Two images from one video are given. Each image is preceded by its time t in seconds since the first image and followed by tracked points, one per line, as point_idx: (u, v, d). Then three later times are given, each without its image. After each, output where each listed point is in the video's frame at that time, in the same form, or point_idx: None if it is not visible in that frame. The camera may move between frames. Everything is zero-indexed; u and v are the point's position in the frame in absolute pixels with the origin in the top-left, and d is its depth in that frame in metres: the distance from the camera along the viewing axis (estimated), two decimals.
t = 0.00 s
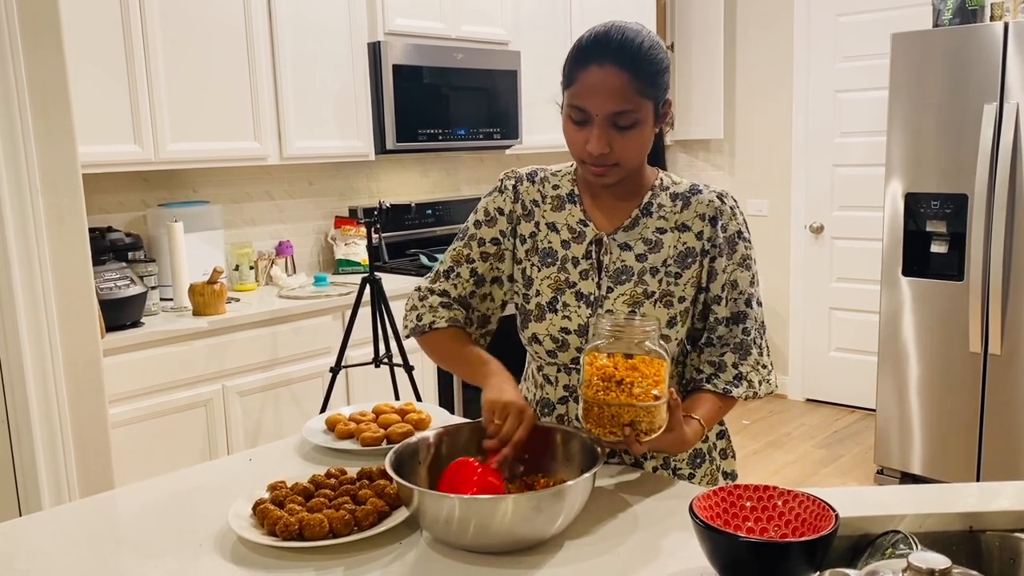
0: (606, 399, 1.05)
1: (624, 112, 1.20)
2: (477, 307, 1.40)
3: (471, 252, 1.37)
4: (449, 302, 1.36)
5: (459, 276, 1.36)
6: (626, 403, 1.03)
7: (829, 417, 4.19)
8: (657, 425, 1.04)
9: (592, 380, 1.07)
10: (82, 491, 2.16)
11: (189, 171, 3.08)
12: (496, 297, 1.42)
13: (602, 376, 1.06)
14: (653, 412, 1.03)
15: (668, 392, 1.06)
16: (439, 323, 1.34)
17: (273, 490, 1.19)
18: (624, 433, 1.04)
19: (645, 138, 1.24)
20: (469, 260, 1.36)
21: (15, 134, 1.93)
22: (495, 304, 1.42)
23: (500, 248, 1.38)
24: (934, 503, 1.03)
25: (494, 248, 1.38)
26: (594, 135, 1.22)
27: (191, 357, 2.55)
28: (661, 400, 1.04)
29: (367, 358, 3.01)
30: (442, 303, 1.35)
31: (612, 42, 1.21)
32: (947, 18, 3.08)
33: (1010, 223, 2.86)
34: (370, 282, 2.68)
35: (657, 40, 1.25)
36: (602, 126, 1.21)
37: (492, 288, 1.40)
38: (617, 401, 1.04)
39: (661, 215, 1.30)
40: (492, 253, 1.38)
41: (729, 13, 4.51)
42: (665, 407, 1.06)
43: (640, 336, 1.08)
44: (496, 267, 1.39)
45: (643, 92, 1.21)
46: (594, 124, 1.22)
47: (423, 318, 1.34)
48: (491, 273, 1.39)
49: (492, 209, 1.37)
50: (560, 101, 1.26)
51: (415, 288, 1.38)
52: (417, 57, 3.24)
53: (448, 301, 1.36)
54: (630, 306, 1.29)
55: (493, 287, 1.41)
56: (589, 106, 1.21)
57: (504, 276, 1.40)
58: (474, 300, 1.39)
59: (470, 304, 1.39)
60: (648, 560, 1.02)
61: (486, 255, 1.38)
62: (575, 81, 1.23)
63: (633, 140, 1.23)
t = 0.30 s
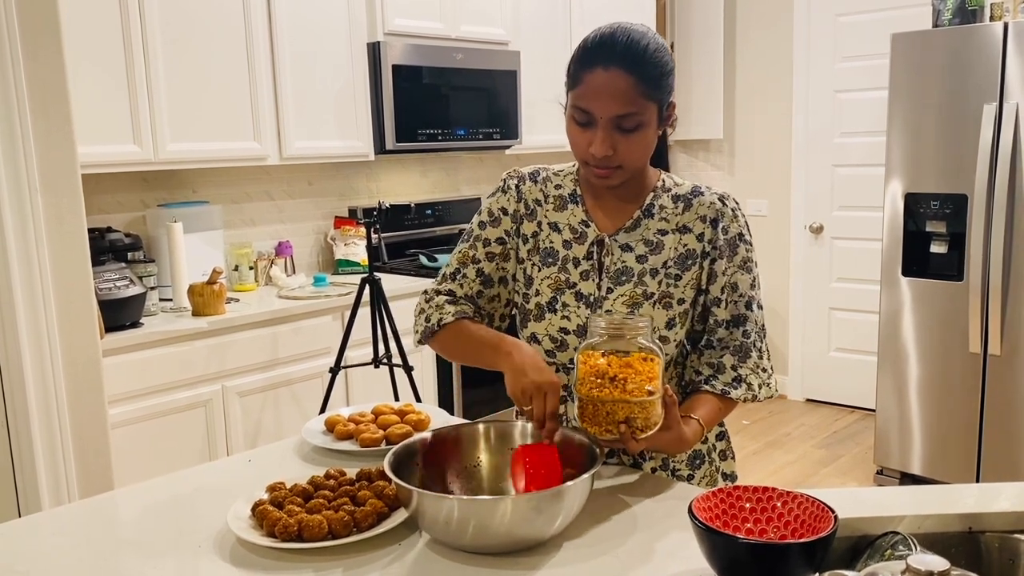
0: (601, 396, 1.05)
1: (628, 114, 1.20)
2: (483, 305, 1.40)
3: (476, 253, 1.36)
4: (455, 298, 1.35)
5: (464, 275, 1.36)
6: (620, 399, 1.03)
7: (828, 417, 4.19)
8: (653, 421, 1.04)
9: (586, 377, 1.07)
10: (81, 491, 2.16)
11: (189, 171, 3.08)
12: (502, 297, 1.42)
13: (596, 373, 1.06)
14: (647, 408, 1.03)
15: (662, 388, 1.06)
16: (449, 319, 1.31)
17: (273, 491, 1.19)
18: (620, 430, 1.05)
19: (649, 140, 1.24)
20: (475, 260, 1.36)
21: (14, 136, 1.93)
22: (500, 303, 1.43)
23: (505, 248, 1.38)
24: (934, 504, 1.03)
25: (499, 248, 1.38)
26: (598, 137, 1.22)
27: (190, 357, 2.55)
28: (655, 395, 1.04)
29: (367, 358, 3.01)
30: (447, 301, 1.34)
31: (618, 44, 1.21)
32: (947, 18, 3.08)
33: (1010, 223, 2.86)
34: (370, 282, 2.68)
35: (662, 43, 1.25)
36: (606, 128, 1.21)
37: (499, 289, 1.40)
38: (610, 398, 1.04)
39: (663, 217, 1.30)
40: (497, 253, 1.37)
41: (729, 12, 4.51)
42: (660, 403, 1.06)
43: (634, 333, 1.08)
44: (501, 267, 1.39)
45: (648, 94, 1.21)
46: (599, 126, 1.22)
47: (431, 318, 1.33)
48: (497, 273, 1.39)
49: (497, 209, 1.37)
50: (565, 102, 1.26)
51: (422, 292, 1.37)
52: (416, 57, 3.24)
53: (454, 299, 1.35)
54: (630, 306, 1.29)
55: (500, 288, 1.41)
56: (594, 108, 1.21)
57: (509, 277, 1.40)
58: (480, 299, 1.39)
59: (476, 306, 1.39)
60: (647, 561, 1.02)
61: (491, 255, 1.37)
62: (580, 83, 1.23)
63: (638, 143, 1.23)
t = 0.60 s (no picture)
0: (600, 394, 1.05)
1: (629, 113, 1.21)
2: (489, 317, 1.38)
3: (475, 266, 1.36)
4: (453, 316, 1.34)
5: (464, 289, 1.35)
6: (618, 396, 1.03)
7: (828, 417, 4.19)
8: (652, 417, 1.04)
9: (585, 377, 1.06)
10: (81, 491, 2.16)
11: (189, 171, 3.08)
12: (507, 306, 1.40)
13: (593, 372, 1.06)
14: (646, 402, 1.03)
15: (660, 383, 1.06)
16: (441, 340, 1.31)
17: (273, 491, 1.19)
18: (620, 428, 1.05)
19: (650, 139, 1.24)
20: (475, 274, 1.36)
21: (15, 137, 1.93)
22: (505, 313, 1.41)
23: (503, 257, 1.37)
24: (934, 504, 1.03)
25: (497, 258, 1.37)
26: (599, 135, 1.22)
27: (190, 357, 2.55)
28: (652, 390, 1.04)
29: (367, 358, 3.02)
30: (444, 320, 1.34)
31: (619, 43, 1.21)
32: (947, 18, 3.08)
33: (1010, 223, 2.86)
34: (370, 282, 2.68)
35: (661, 42, 1.25)
36: (607, 127, 1.21)
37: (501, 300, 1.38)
38: (609, 395, 1.04)
39: (662, 217, 1.31)
40: (495, 263, 1.37)
41: (729, 12, 4.51)
42: (659, 398, 1.06)
43: (631, 330, 1.08)
44: (502, 278, 1.37)
45: (649, 93, 1.21)
46: (599, 125, 1.22)
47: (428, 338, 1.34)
48: (498, 284, 1.37)
49: (493, 219, 1.37)
50: (565, 101, 1.26)
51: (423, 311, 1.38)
52: (416, 57, 3.24)
53: (451, 317, 1.34)
54: (632, 307, 1.29)
55: (504, 298, 1.39)
56: (595, 106, 1.21)
57: (512, 285, 1.39)
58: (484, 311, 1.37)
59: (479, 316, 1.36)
60: (648, 561, 1.02)
61: (490, 266, 1.37)
62: (580, 82, 1.23)
63: (639, 141, 1.23)
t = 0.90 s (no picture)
0: (602, 396, 1.04)
1: (622, 108, 1.21)
2: (490, 324, 1.39)
3: (473, 272, 1.37)
4: (452, 322, 1.36)
5: (463, 296, 1.36)
6: (620, 399, 1.03)
7: (828, 416, 4.19)
8: (653, 419, 1.05)
9: (586, 378, 1.06)
10: (80, 491, 2.16)
11: (188, 171, 3.08)
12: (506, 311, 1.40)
13: (595, 373, 1.05)
14: (647, 405, 1.04)
15: (662, 385, 1.06)
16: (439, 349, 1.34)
17: (272, 491, 1.18)
18: (622, 428, 1.05)
19: (643, 135, 1.24)
20: (473, 280, 1.37)
21: (14, 139, 1.94)
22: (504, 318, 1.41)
23: (501, 261, 1.38)
24: (935, 504, 1.03)
25: (494, 262, 1.37)
26: (592, 132, 1.22)
27: (189, 357, 2.55)
28: (654, 393, 1.04)
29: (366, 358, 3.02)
30: (442, 327, 1.36)
31: (610, 39, 1.21)
32: (946, 17, 3.08)
33: (1010, 223, 2.86)
34: (370, 282, 2.68)
35: (653, 39, 1.26)
36: (600, 123, 1.21)
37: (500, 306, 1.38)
38: (612, 398, 1.04)
39: (658, 215, 1.31)
40: (493, 268, 1.37)
41: (728, 12, 4.51)
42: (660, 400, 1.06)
43: (633, 331, 1.07)
44: (500, 283, 1.38)
45: (641, 89, 1.21)
46: (592, 121, 1.22)
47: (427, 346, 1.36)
48: (496, 290, 1.38)
49: (489, 224, 1.37)
50: (558, 99, 1.26)
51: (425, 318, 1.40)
52: (416, 57, 3.24)
53: (450, 324, 1.36)
54: (629, 306, 1.29)
55: (505, 304, 1.39)
56: (588, 103, 1.21)
57: (511, 289, 1.39)
58: (483, 316, 1.38)
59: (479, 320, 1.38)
60: (648, 561, 1.02)
61: (487, 271, 1.37)
62: (573, 79, 1.23)
63: (632, 137, 1.23)
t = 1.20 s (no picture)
0: (614, 371, 1.04)
1: (617, 99, 1.21)
2: (486, 318, 1.41)
3: (469, 268, 1.40)
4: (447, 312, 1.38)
5: (458, 291, 1.40)
6: (633, 376, 1.02)
7: (828, 416, 4.19)
8: (663, 401, 1.04)
9: (599, 353, 1.06)
10: (80, 491, 2.16)
11: (188, 171, 3.08)
12: (503, 309, 1.42)
13: (610, 349, 1.05)
14: (659, 387, 1.03)
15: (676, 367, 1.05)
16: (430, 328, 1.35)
17: (271, 490, 1.18)
18: (630, 407, 1.04)
19: (639, 128, 1.24)
20: (468, 276, 1.40)
21: (14, 140, 1.94)
22: (502, 316, 1.42)
23: (495, 259, 1.40)
24: (934, 503, 1.03)
25: (489, 260, 1.40)
26: (587, 122, 1.22)
27: (189, 357, 2.55)
28: (669, 374, 1.04)
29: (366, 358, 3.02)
30: (438, 314, 1.38)
31: (607, 32, 1.21)
32: (946, 16, 3.08)
33: (1009, 222, 2.86)
34: (370, 282, 2.68)
35: (651, 35, 1.27)
36: (595, 113, 1.22)
37: (494, 301, 1.41)
38: (624, 374, 1.03)
39: (655, 212, 1.30)
40: (487, 265, 1.40)
41: (728, 11, 4.50)
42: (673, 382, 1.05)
43: (649, 310, 1.07)
44: (495, 279, 1.40)
45: (637, 80, 1.22)
46: (587, 111, 1.22)
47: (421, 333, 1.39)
48: (490, 286, 1.40)
49: (485, 222, 1.40)
50: (556, 91, 1.27)
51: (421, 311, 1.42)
52: (415, 56, 3.24)
53: (445, 313, 1.38)
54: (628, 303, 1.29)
55: (499, 300, 1.41)
56: (584, 92, 1.22)
57: (504, 286, 1.41)
58: (478, 311, 1.40)
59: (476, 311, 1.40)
60: (648, 560, 1.02)
61: (482, 268, 1.40)
62: (570, 70, 1.24)
63: (628, 129, 1.23)
